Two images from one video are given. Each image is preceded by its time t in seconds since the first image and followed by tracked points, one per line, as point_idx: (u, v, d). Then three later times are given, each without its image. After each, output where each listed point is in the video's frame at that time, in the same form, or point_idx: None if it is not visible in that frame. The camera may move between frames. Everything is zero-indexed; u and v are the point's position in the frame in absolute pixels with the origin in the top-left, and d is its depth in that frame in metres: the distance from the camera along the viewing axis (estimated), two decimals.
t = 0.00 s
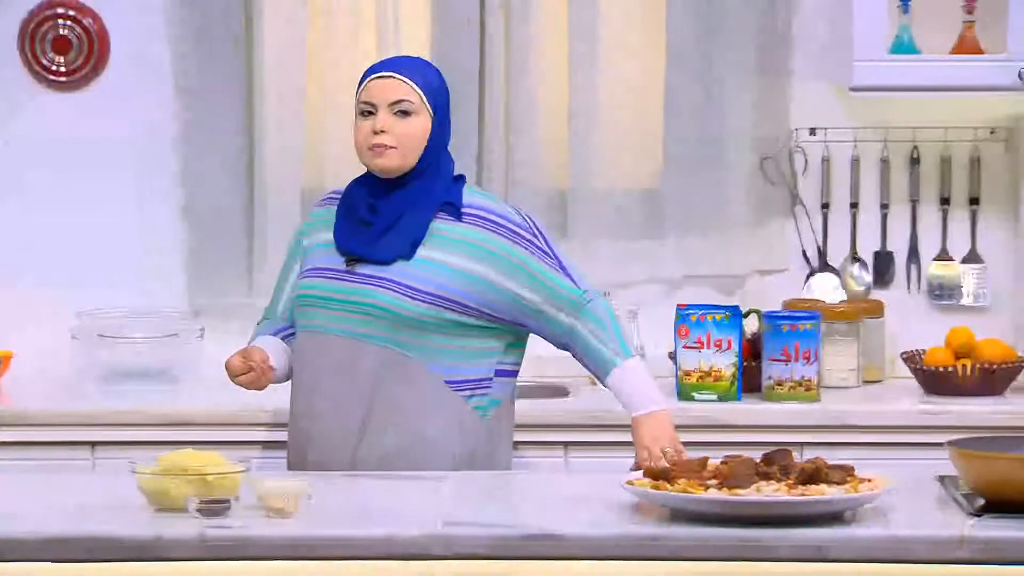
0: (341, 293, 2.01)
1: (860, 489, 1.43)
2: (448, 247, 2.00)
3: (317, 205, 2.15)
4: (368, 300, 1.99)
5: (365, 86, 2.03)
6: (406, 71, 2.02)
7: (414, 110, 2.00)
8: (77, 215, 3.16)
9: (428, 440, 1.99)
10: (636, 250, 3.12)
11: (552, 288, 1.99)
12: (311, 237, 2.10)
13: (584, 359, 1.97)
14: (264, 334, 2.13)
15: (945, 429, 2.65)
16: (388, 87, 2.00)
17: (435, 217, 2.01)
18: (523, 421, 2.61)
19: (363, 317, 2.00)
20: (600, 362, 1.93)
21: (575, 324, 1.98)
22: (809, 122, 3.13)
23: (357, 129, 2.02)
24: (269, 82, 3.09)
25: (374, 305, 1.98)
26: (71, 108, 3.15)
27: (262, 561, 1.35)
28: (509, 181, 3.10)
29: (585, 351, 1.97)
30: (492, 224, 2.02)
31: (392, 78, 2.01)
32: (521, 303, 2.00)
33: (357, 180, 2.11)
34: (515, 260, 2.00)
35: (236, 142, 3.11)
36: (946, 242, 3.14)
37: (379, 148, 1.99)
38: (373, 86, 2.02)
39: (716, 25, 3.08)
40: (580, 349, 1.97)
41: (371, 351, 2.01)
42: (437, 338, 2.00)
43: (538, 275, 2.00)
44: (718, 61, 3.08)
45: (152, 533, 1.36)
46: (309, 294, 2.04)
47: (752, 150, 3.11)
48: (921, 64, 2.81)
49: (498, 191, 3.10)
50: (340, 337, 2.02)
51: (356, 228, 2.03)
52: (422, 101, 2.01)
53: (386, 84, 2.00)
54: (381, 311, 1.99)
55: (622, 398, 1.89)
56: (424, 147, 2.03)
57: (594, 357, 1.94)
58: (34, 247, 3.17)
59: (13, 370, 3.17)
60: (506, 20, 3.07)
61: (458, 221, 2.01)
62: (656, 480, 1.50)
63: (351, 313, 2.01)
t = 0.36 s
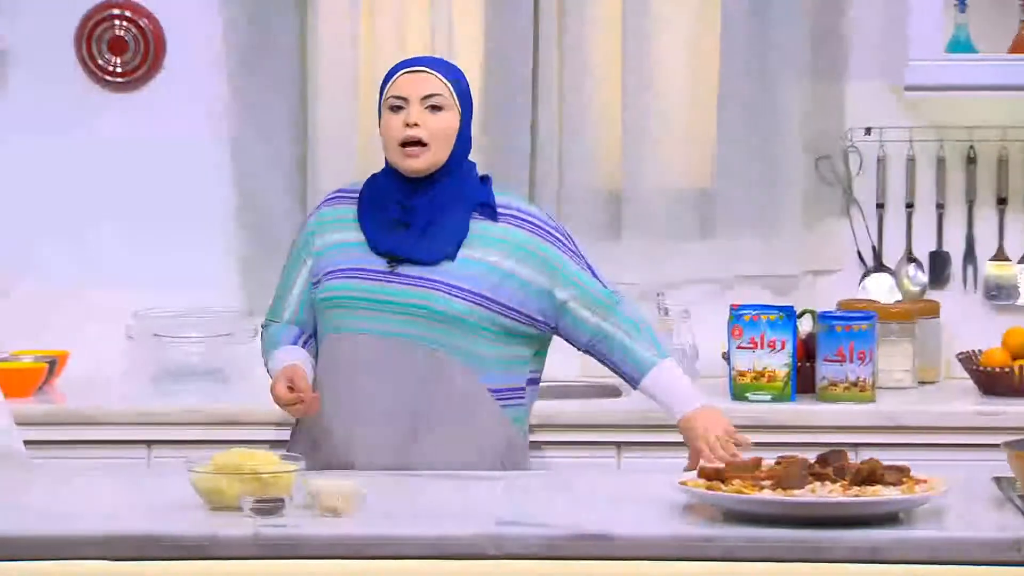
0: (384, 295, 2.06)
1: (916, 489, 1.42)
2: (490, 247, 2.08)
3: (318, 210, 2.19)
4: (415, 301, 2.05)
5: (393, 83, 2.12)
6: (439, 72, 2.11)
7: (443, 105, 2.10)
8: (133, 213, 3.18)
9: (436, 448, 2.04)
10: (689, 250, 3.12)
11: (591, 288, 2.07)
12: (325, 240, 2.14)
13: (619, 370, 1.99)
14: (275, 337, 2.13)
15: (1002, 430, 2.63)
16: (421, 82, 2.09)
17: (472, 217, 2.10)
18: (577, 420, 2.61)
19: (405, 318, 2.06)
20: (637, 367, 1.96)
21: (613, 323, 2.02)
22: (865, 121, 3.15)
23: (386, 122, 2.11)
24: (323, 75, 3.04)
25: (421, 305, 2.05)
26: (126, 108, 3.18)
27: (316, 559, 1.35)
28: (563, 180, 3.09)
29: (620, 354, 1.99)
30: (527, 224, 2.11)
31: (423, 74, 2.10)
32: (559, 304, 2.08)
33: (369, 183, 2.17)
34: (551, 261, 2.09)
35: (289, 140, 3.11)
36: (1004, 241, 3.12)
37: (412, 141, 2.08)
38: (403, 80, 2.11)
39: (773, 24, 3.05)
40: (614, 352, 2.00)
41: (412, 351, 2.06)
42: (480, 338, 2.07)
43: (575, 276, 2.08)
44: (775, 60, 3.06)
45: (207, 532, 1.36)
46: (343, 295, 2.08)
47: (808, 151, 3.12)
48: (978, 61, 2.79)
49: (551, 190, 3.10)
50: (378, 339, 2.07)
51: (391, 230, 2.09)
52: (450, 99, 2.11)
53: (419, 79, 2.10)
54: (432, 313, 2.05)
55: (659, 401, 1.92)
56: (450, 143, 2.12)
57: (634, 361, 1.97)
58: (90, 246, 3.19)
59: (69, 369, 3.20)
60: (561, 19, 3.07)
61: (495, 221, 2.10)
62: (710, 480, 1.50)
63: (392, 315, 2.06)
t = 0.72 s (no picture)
0: (424, 295, 2.06)
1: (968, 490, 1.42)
2: (515, 252, 2.12)
3: (319, 211, 2.14)
4: (456, 302, 2.06)
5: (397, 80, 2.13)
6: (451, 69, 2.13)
7: (451, 95, 2.11)
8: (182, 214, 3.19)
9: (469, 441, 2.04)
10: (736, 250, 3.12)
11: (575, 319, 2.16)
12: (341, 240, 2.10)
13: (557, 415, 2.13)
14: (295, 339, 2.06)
15: None
16: (428, 75, 2.10)
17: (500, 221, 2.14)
18: (626, 420, 2.61)
19: (440, 319, 2.07)
20: (584, 416, 2.12)
21: (571, 365, 2.14)
22: (915, 121, 3.14)
23: (395, 119, 2.12)
24: (370, 74, 3.06)
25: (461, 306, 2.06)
26: (176, 108, 3.18)
27: (362, 558, 1.34)
28: (612, 179, 3.10)
29: (569, 398, 2.13)
30: (543, 234, 2.16)
31: (429, 67, 2.11)
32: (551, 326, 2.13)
33: (379, 184, 2.15)
34: (555, 277, 2.15)
35: (338, 137, 3.11)
36: None
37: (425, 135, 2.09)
38: (408, 76, 2.11)
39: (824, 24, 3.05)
40: (563, 394, 2.13)
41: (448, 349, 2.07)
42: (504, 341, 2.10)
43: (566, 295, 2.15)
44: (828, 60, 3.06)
45: (256, 531, 1.35)
46: (379, 296, 2.06)
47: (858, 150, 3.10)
48: None
49: (600, 189, 3.10)
50: (414, 337, 2.06)
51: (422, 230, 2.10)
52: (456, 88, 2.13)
53: (425, 72, 2.10)
54: (475, 314, 2.06)
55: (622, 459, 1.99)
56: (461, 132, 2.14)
57: (582, 413, 2.12)
58: (139, 246, 3.20)
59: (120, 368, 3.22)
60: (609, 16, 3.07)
61: (519, 226, 2.15)
62: (760, 481, 1.49)
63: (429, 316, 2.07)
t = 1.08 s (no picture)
0: (440, 290, 2.05)
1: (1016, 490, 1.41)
2: (510, 247, 2.14)
3: (312, 211, 2.09)
4: (472, 296, 2.06)
5: (384, 80, 2.12)
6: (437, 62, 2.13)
7: (443, 95, 2.11)
8: (228, 214, 3.20)
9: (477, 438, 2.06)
10: (782, 251, 3.10)
11: (555, 308, 2.17)
12: (343, 238, 2.06)
13: (551, 397, 2.11)
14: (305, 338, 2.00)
15: None
16: (420, 75, 2.10)
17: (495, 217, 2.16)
18: (672, 420, 2.60)
19: (453, 313, 2.07)
20: (580, 396, 2.10)
21: (557, 352, 2.15)
22: (961, 120, 3.14)
23: (386, 119, 2.12)
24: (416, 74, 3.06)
25: (476, 299, 2.07)
26: (223, 107, 3.19)
27: (408, 558, 1.34)
28: (658, 180, 3.10)
29: (561, 379, 2.11)
30: (527, 231, 2.19)
31: (419, 67, 2.11)
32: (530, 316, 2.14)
33: (372, 180, 2.12)
34: (538, 270, 2.16)
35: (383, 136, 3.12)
36: None
37: (418, 136, 2.10)
38: (398, 77, 2.11)
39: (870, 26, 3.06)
40: (554, 376, 2.12)
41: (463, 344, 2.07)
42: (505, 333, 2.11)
43: (548, 287, 2.17)
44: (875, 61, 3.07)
45: (302, 530, 1.35)
46: (392, 291, 2.04)
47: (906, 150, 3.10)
48: None
49: (645, 187, 3.11)
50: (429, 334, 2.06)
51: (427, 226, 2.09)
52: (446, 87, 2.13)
53: (416, 73, 2.10)
54: (484, 306, 2.07)
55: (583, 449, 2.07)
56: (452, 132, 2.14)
57: (576, 393, 2.10)
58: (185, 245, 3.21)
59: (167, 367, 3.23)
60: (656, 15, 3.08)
61: (506, 221, 2.17)
62: (806, 481, 1.49)
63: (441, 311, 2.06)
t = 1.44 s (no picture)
0: (430, 291, 2.03)
1: None
2: (489, 242, 2.13)
3: (289, 224, 2.05)
4: (460, 296, 2.05)
5: (360, 92, 2.07)
6: (407, 63, 2.09)
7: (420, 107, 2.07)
8: (255, 214, 3.21)
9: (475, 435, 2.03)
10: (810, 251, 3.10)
11: (526, 302, 2.17)
12: (326, 248, 2.03)
13: (509, 399, 2.12)
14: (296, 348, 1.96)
15: None
16: (398, 89, 2.05)
17: (473, 213, 2.15)
18: (700, 421, 2.59)
19: (446, 314, 2.04)
20: (537, 401, 2.12)
21: (522, 350, 2.16)
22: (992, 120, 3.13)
23: (363, 132, 2.07)
24: (444, 75, 3.07)
25: (463, 298, 2.05)
26: (250, 107, 3.19)
27: (437, 558, 1.34)
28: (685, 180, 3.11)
29: (522, 381, 2.13)
30: (501, 223, 2.18)
31: (398, 80, 2.06)
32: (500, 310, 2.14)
33: (349, 188, 2.09)
34: (512, 263, 2.16)
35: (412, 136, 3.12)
36: None
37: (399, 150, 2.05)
38: (375, 89, 2.06)
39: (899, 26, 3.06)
40: (513, 376, 2.14)
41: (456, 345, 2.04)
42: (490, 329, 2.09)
43: (520, 280, 2.17)
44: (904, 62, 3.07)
45: (331, 530, 1.35)
46: (382, 298, 2.02)
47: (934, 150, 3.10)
48: None
49: (672, 188, 3.11)
50: (423, 336, 2.03)
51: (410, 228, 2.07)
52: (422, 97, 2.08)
53: (394, 86, 2.05)
54: (472, 305, 2.06)
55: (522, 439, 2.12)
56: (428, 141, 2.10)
57: (534, 398, 2.12)
58: (213, 245, 3.21)
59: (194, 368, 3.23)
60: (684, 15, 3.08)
61: (483, 216, 2.16)
62: (836, 482, 1.48)
63: (431, 313, 2.04)
